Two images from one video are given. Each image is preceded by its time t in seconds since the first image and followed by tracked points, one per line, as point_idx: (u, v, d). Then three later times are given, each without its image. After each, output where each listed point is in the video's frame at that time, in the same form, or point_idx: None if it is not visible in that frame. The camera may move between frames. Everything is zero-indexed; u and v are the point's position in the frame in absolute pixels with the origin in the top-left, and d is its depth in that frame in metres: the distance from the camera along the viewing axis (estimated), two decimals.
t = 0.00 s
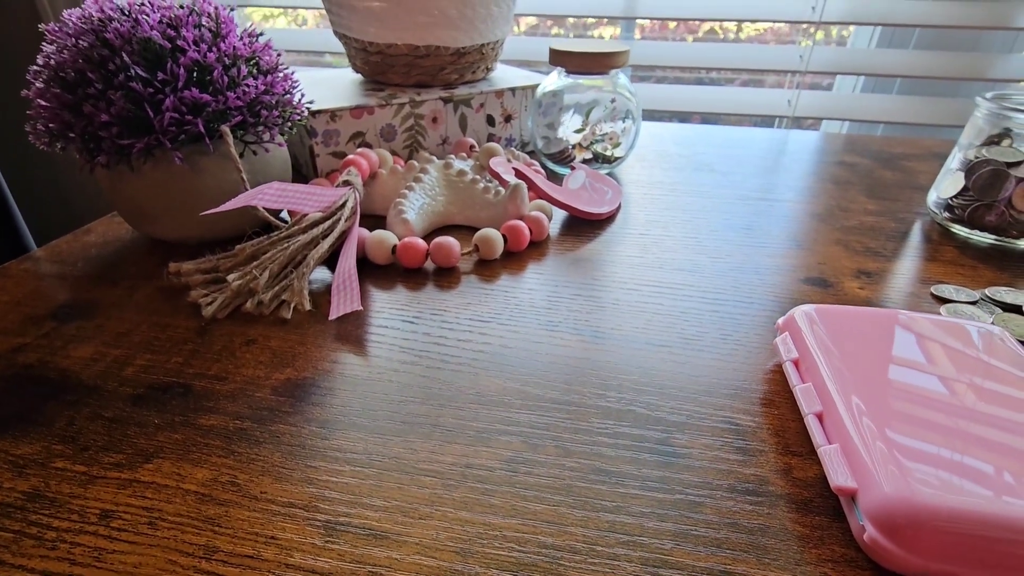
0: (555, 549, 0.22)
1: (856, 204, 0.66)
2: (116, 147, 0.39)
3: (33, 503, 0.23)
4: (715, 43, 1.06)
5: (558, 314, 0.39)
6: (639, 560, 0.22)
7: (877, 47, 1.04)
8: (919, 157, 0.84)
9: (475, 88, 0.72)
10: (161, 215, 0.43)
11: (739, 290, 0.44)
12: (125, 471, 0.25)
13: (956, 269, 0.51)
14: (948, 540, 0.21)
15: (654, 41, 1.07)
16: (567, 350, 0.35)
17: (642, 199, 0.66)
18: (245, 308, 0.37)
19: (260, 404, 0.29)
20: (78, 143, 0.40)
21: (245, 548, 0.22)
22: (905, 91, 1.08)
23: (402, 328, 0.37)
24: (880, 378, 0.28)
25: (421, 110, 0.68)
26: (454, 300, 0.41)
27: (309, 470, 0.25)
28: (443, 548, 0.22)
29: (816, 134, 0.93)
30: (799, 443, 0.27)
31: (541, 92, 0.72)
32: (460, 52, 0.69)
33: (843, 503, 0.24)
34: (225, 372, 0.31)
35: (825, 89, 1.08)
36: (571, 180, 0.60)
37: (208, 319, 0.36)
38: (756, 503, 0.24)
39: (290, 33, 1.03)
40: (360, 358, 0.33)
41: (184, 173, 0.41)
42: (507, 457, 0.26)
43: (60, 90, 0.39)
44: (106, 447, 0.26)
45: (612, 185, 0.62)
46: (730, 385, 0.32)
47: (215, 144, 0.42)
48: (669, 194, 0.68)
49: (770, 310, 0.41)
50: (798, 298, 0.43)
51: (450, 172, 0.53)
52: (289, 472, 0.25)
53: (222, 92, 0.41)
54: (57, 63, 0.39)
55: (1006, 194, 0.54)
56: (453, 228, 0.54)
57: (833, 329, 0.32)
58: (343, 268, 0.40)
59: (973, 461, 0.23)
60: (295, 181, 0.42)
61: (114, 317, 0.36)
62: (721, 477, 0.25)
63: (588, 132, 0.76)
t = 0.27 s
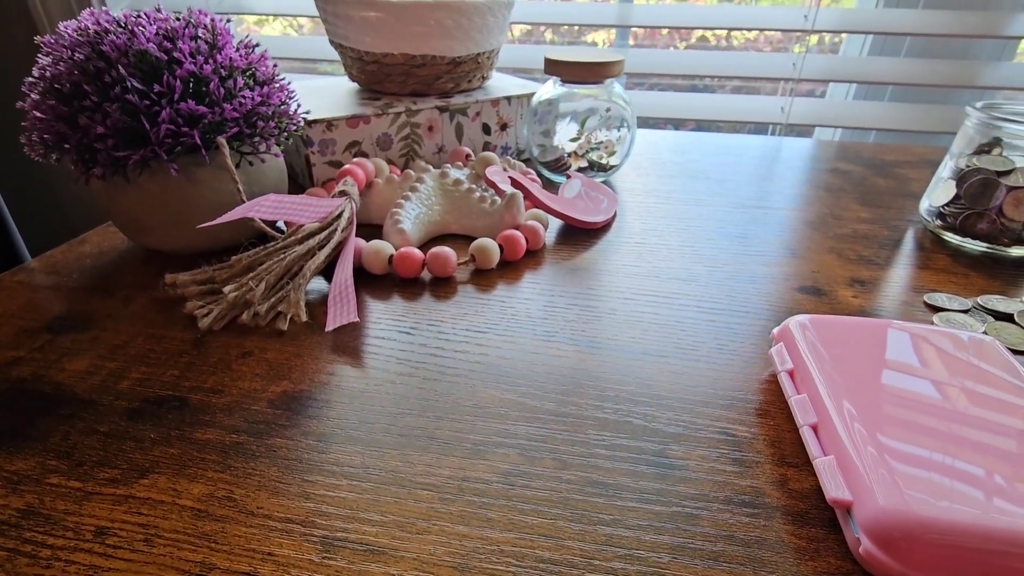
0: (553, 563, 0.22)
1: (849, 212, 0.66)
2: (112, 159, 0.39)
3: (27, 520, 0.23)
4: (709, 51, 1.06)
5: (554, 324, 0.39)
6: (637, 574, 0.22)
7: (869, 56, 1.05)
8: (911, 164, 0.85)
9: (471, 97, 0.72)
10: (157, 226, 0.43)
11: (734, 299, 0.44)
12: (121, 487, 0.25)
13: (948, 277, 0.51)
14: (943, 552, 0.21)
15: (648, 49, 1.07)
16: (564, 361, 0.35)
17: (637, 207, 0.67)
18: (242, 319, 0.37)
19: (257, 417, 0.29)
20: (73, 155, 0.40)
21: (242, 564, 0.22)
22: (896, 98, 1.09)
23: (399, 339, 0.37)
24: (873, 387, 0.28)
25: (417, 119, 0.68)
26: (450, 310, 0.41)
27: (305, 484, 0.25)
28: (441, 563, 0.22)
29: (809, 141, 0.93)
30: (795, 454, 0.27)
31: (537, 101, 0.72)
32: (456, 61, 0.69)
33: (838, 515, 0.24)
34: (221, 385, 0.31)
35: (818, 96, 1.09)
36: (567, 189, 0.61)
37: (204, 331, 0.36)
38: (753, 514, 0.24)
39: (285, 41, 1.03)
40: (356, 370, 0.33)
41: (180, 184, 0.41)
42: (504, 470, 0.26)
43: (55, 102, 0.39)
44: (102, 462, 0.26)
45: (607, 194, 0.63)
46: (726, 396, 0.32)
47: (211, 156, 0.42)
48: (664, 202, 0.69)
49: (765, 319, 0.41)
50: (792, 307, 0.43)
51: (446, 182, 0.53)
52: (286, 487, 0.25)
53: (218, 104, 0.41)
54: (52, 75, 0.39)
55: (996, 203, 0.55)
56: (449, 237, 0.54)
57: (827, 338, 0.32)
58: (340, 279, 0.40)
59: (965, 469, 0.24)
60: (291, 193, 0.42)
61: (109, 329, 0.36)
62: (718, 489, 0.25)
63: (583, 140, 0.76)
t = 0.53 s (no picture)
0: (551, 571, 0.22)
1: (841, 217, 0.67)
2: (105, 166, 0.39)
3: (20, 532, 0.23)
4: (701, 56, 1.07)
5: (550, 329, 0.39)
6: None
7: (859, 61, 1.06)
8: (902, 168, 0.86)
9: (466, 103, 0.73)
10: (151, 233, 0.43)
11: (729, 304, 0.45)
12: (115, 497, 0.24)
13: (940, 281, 0.52)
14: (937, 556, 0.21)
15: (641, 54, 1.08)
16: (560, 367, 0.35)
17: (631, 212, 0.67)
18: (236, 326, 0.37)
19: (252, 425, 0.28)
20: (66, 162, 0.40)
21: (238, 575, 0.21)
22: (887, 103, 1.10)
23: (395, 346, 0.37)
24: (866, 390, 0.29)
25: (412, 125, 0.68)
26: (446, 316, 0.41)
27: (301, 493, 0.25)
28: (438, 572, 0.22)
29: (801, 146, 0.94)
30: (790, 459, 0.27)
31: (531, 107, 0.73)
32: (451, 67, 0.70)
33: (833, 521, 0.24)
34: (216, 393, 0.31)
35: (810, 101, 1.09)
36: (562, 195, 0.61)
37: (199, 338, 0.36)
38: (749, 520, 0.24)
39: (279, 47, 1.03)
40: (352, 377, 0.33)
41: (174, 191, 0.41)
42: (502, 477, 0.26)
43: (48, 109, 0.39)
44: (95, 472, 0.26)
45: (602, 199, 0.63)
46: (722, 401, 0.32)
47: (206, 163, 0.42)
48: (659, 208, 0.69)
49: (760, 324, 0.41)
50: (786, 312, 0.43)
51: (441, 188, 0.53)
52: (281, 496, 0.25)
53: (213, 111, 0.41)
54: (46, 82, 0.39)
55: (987, 208, 0.55)
56: (444, 243, 0.54)
57: (820, 343, 0.32)
58: (335, 286, 0.40)
59: (957, 471, 0.24)
60: (286, 200, 0.42)
61: (102, 337, 0.36)
62: (714, 495, 0.25)
63: (578, 146, 0.76)
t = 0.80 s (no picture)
0: None
1: (831, 222, 0.67)
2: (95, 175, 0.39)
3: (8, 546, 0.23)
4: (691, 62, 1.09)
5: (543, 337, 0.39)
6: None
7: (847, 67, 1.07)
8: (890, 173, 0.86)
9: (458, 109, 0.73)
10: (142, 241, 0.43)
11: (720, 309, 0.45)
12: (105, 510, 0.24)
13: (927, 286, 0.52)
14: (926, 561, 0.21)
15: (632, 61, 1.09)
16: (553, 374, 0.35)
17: (623, 218, 0.67)
18: (228, 335, 0.37)
19: (244, 435, 0.28)
20: (55, 171, 0.39)
21: None
22: (875, 108, 1.11)
23: (388, 354, 0.37)
24: (854, 393, 0.29)
25: (404, 131, 0.68)
26: (439, 324, 0.41)
27: (293, 504, 0.25)
28: None
29: (791, 151, 0.95)
30: (780, 465, 0.28)
31: (523, 113, 0.73)
32: (443, 74, 0.70)
33: (823, 526, 0.24)
34: (207, 403, 0.31)
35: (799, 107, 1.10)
36: (554, 201, 0.61)
37: (190, 348, 0.36)
38: (740, 526, 0.24)
39: (271, 53, 1.03)
40: (344, 386, 0.33)
41: (165, 200, 0.41)
42: (495, 485, 0.26)
43: (38, 118, 0.39)
44: (85, 484, 0.25)
45: (594, 205, 0.63)
46: (713, 407, 0.32)
47: (197, 171, 0.42)
48: (650, 213, 0.69)
49: (750, 330, 0.42)
50: (776, 318, 0.44)
51: (434, 195, 0.53)
52: (273, 507, 0.24)
53: (204, 119, 0.41)
54: (35, 91, 0.39)
55: (972, 212, 0.56)
56: (437, 250, 0.54)
57: (808, 347, 0.32)
58: (327, 294, 0.40)
59: (945, 472, 0.24)
60: (278, 208, 0.42)
61: (92, 347, 0.36)
62: (705, 501, 0.25)
63: (570, 153, 0.76)
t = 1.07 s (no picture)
0: None
1: (820, 224, 0.68)
2: (85, 181, 0.39)
3: None
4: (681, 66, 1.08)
5: (535, 340, 0.39)
6: None
7: (836, 71, 1.08)
8: (879, 175, 0.87)
9: (450, 113, 0.73)
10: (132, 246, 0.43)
11: (711, 311, 0.45)
12: (94, 517, 0.24)
13: (915, 287, 0.53)
14: (914, 560, 0.21)
15: (623, 64, 1.09)
16: (545, 377, 0.35)
17: (615, 221, 0.68)
18: (219, 340, 0.36)
19: (235, 441, 0.28)
20: (44, 176, 0.39)
21: None
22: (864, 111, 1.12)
23: (379, 358, 0.37)
24: (843, 394, 0.29)
25: (396, 135, 0.68)
26: (431, 328, 0.41)
27: (285, 510, 0.25)
28: None
29: (781, 154, 0.96)
30: (770, 466, 0.28)
31: (516, 117, 0.73)
32: (434, 78, 0.70)
33: (812, 527, 0.24)
34: (198, 409, 0.31)
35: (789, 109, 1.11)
36: (546, 204, 0.61)
37: (181, 353, 0.36)
38: (730, 527, 0.24)
39: (262, 57, 1.03)
40: (336, 390, 0.33)
41: (156, 205, 0.41)
42: (487, 489, 0.26)
43: (26, 123, 0.38)
44: (74, 492, 0.25)
45: (586, 208, 0.63)
46: (704, 409, 0.32)
47: (187, 176, 0.41)
48: (642, 216, 0.70)
49: (741, 332, 0.42)
50: (766, 320, 0.44)
51: (426, 199, 0.53)
52: (264, 513, 0.24)
53: (194, 124, 0.40)
54: (23, 96, 0.38)
55: (959, 214, 0.57)
56: (429, 253, 0.54)
57: (797, 348, 0.33)
58: (319, 298, 0.40)
59: (934, 471, 0.24)
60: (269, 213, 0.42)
61: (82, 353, 0.36)
62: (697, 503, 0.26)
63: (561, 156, 0.77)
